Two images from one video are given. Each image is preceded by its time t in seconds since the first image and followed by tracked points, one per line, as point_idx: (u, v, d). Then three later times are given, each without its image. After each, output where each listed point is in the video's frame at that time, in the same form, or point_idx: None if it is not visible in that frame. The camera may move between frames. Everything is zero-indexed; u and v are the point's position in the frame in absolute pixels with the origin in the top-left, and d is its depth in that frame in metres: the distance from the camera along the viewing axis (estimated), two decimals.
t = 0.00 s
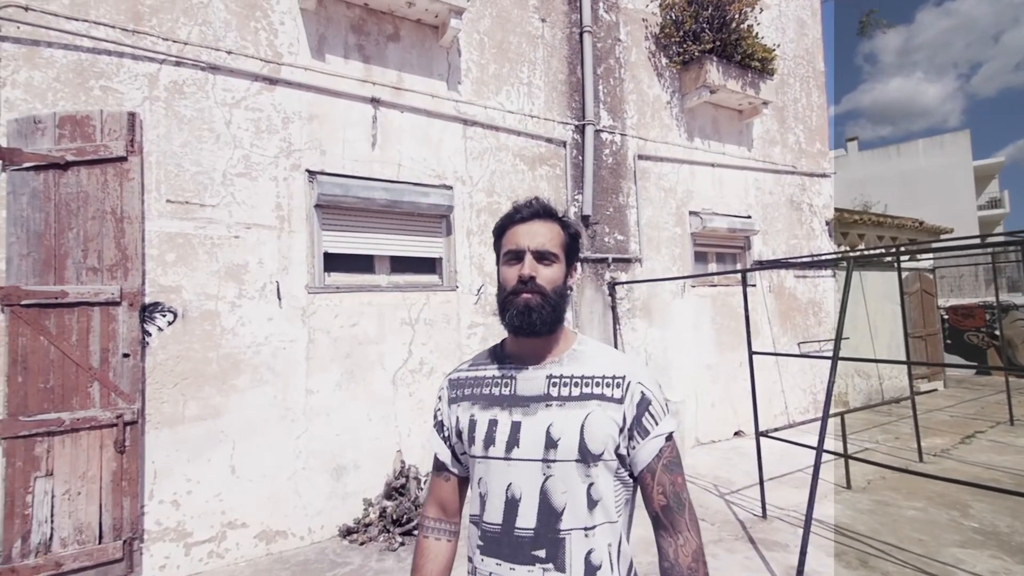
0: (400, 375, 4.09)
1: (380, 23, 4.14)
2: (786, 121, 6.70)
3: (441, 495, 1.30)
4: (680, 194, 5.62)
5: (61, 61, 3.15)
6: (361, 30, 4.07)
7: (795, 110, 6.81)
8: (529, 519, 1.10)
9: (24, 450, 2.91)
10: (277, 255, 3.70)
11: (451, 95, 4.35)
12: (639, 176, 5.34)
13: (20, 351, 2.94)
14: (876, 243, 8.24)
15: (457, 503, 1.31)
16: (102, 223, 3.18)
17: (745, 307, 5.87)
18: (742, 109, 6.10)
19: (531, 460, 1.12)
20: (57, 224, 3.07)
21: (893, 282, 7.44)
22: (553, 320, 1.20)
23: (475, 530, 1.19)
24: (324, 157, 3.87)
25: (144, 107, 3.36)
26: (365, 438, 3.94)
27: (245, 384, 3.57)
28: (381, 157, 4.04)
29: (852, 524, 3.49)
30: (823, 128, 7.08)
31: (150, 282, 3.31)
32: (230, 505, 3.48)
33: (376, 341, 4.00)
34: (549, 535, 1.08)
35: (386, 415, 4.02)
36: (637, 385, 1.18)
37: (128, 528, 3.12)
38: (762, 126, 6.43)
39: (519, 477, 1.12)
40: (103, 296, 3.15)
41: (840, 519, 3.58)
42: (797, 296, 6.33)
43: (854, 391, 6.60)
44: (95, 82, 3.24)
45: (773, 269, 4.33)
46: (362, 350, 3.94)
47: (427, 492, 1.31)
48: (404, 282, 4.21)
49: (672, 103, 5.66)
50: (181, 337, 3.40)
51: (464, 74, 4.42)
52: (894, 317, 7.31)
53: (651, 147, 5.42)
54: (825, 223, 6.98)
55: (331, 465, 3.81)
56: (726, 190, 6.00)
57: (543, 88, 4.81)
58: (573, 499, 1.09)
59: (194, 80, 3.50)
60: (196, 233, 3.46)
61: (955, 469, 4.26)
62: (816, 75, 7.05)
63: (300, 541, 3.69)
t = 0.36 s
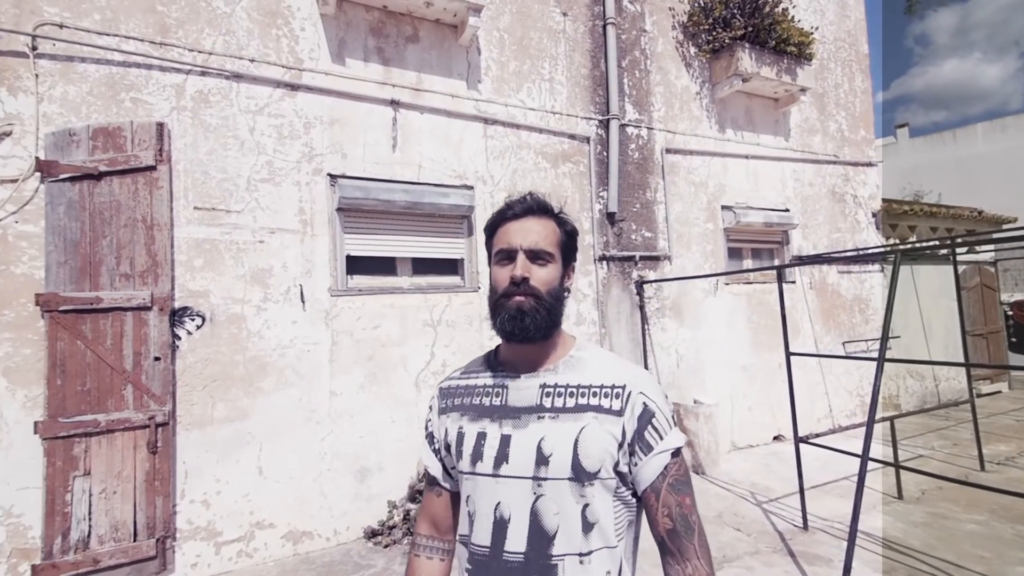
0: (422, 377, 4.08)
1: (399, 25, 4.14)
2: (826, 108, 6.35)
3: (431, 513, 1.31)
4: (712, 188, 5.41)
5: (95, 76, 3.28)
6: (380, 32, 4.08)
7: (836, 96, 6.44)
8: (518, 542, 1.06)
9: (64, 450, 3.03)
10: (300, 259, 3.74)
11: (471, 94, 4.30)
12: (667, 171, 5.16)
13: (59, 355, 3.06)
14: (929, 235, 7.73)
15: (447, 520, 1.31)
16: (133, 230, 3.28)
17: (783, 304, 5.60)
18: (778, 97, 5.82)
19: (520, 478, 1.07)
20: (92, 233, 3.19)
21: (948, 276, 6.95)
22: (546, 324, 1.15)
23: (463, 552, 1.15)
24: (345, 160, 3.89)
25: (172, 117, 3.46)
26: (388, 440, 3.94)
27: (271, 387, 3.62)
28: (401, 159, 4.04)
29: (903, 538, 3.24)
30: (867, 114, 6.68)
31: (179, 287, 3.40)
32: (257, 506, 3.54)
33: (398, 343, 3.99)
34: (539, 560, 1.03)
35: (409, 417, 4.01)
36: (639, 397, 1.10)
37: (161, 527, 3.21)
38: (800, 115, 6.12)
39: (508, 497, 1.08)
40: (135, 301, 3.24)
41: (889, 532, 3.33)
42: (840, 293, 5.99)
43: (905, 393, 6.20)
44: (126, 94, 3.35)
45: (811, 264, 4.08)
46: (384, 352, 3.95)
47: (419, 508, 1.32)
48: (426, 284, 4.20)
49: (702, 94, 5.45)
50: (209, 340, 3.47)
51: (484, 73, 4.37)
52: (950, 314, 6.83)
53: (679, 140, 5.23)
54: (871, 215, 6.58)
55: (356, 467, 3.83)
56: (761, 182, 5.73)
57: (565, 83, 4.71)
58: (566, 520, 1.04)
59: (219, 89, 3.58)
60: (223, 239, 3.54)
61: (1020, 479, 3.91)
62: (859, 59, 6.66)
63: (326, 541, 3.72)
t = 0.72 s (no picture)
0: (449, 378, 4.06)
1: (422, 26, 4.13)
2: (876, 92, 5.95)
3: (422, 529, 1.35)
4: (749, 181, 5.15)
5: (132, 89, 3.42)
6: (403, 34, 4.08)
7: (887, 78, 6.03)
8: (505, 566, 1.07)
9: (107, 448, 3.17)
10: (327, 262, 3.79)
11: (494, 93, 4.25)
12: (701, 164, 4.96)
13: (101, 357, 3.20)
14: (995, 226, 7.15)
15: (439, 537, 1.35)
16: (169, 237, 3.40)
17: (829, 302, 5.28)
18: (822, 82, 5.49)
19: (508, 498, 1.08)
20: (130, 240, 3.32)
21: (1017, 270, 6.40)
22: (539, 329, 1.12)
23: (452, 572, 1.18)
24: (370, 163, 3.91)
25: (204, 126, 3.56)
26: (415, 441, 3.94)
27: (300, 388, 3.68)
28: (425, 160, 4.03)
29: (966, 556, 2.97)
30: (922, 96, 6.22)
31: (212, 291, 3.50)
32: (289, 505, 3.60)
33: (424, 344, 3.99)
34: None
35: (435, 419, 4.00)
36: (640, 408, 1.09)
37: (197, 524, 3.32)
38: (846, 100, 5.75)
39: (495, 517, 1.09)
40: (171, 305, 3.35)
41: (950, 549, 3.06)
42: (893, 288, 5.60)
43: (969, 397, 5.73)
44: (160, 106, 3.48)
45: (859, 259, 3.81)
46: (410, 353, 3.95)
47: (413, 526, 1.37)
48: (451, 284, 4.18)
49: (738, 82, 5.20)
50: (241, 342, 3.56)
51: (508, 70, 4.31)
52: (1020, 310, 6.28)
53: (714, 131, 5.01)
54: (927, 205, 6.12)
55: (383, 468, 3.85)
56: (804, 173, 5.42)
57: (591, 77, 4.59)
58: (555, 543, 1.04)
59: (247, 97, 3.67)
60: (253, 243, 3.62)
61: None
62: (913, 37, 6.21)
63: (355, 541, 3.75)
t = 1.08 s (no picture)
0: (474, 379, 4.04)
1: (445, 25, 4.11)
2: (931, 74, 5.54)
3: (418, 542, 1.37)
4: (790, 172, 4.89)
5: (168, 98, 3.55)
6: (426, 34, 4.08)
7: (944, 59, 5.60)
8: None
9: (148, 444, 3.31)
10: (354, 263, 3.83)
11: (519, 90, 4.20)
12: (737, 156, 4.74)
13: (142, 357, 3.34)
14: None
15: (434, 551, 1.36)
16: (203, 241, 3.51)
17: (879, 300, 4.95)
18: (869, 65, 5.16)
19: (497, 516, 1.12)
20: (167, 244, 3.45)
21: None
22: (534, 335, 1.15)
23: None
24: (395, 164, 3.93)
25: (235, 132, 3.66)
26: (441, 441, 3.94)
27: (328, 387, 3.74)
28: (449, 159, 4.02)
29: None
30: (984, 76, 5.75)
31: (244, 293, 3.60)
32: (318, 502, 3.67)
33: (449, 344, 3.98)
34: None
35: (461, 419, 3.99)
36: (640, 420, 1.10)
37: (231, 519, 3.42)
38: (897, 84, 5.38)
39: (482, 536, 1.13)
40: (206, 307, 3.46)
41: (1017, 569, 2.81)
42: (951, 285, 5.21)
43: None
44: (195, 114, 3.60)
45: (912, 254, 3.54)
46: (436, 353, 3.95)
47: (408, 540, 1.39)
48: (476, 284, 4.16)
49: (777, 68, 4.95)
50: (271, 342, 3.65)
51: (532, 66, 4.24)
52: None
53: (750, 121, 4.79)
54: (990, 194, 5.67)
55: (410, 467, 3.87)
56: (850, 162, 5.10)
57: (619, 70, 4.46)
58: (544, 566, 1.06)
59: (276, 103, 3.75)
60: (283, 245, 3.70)
61: None
62: (973, 14, 5.75)
63: (383, 540, 3.78)
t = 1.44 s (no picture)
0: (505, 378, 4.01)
1: (475, 22, 4.08)
2: (1008, 48, 5.03)
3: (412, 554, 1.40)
4: (843, 161, 4.57)
5: (210, 106, 3.70)
6: (456, 32, 4.06)
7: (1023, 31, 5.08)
8: None
9: (193, 436, 3.46)
10: (385, 263, 3.88)
11: (549, 84, 4.11)
12: (783, 144, 4.47)
13: (187, 354, 3.50)
14: None
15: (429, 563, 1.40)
16: (243, 242, 3.63)
17: (946, 297, 4.55)
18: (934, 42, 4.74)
19: (481, 534, 1.11)
20: (210, 245, 3.59)
21: None
22: (527, 339, 1.18)
23: None
24: (425, 163, 3.94)
25: (272, 137, 3.77)
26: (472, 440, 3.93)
27: (362, 385, 3.80)
28: (479, 157, 3.99)
29: None
30: None
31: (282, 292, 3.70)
32: (353, 497, 3.74)
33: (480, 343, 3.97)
34: None
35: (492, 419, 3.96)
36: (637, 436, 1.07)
37: (270, 511, 3.53)
38: (967, 61, 4.92)
39: (465, 556, 1.12)
40: (245, 306, 3.58)
41: None
42: None
43: None
44: (234, 120, 3.73)
45: (985, 247, 3.20)
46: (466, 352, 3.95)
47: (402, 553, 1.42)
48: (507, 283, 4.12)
49: (829, 50, 4.62)
50: (307, 341, 3.74)
51: (563, 59, 4.15)
52: None
53: (798, 108, 4.50)
54: None
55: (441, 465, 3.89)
56: (912, 148, 4.71)
57: (654, 59, 4.30)
58: None
59: (310, 107, 3.83)
60: (318, 246, 3.79)
61: None
62: None
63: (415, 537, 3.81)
